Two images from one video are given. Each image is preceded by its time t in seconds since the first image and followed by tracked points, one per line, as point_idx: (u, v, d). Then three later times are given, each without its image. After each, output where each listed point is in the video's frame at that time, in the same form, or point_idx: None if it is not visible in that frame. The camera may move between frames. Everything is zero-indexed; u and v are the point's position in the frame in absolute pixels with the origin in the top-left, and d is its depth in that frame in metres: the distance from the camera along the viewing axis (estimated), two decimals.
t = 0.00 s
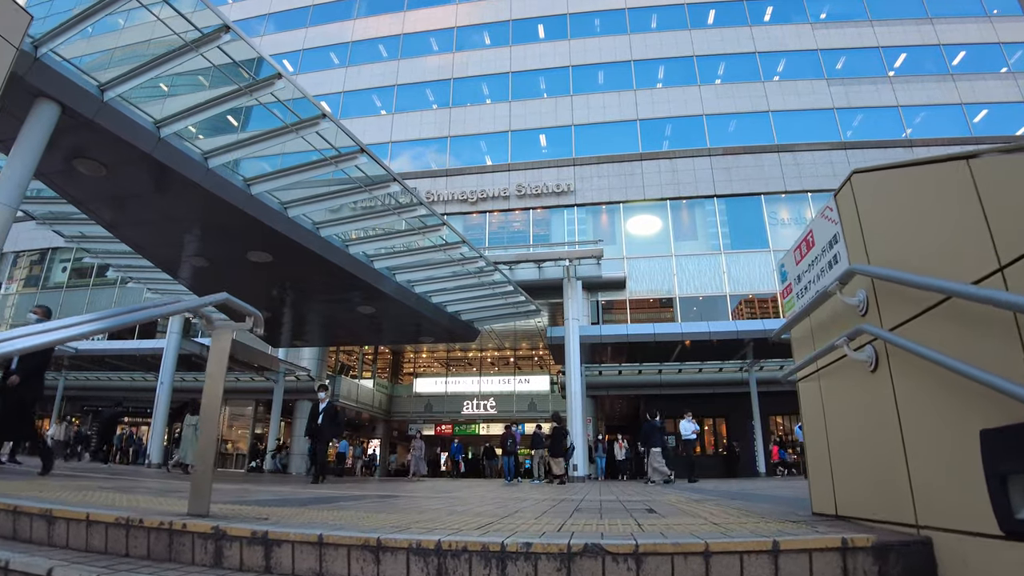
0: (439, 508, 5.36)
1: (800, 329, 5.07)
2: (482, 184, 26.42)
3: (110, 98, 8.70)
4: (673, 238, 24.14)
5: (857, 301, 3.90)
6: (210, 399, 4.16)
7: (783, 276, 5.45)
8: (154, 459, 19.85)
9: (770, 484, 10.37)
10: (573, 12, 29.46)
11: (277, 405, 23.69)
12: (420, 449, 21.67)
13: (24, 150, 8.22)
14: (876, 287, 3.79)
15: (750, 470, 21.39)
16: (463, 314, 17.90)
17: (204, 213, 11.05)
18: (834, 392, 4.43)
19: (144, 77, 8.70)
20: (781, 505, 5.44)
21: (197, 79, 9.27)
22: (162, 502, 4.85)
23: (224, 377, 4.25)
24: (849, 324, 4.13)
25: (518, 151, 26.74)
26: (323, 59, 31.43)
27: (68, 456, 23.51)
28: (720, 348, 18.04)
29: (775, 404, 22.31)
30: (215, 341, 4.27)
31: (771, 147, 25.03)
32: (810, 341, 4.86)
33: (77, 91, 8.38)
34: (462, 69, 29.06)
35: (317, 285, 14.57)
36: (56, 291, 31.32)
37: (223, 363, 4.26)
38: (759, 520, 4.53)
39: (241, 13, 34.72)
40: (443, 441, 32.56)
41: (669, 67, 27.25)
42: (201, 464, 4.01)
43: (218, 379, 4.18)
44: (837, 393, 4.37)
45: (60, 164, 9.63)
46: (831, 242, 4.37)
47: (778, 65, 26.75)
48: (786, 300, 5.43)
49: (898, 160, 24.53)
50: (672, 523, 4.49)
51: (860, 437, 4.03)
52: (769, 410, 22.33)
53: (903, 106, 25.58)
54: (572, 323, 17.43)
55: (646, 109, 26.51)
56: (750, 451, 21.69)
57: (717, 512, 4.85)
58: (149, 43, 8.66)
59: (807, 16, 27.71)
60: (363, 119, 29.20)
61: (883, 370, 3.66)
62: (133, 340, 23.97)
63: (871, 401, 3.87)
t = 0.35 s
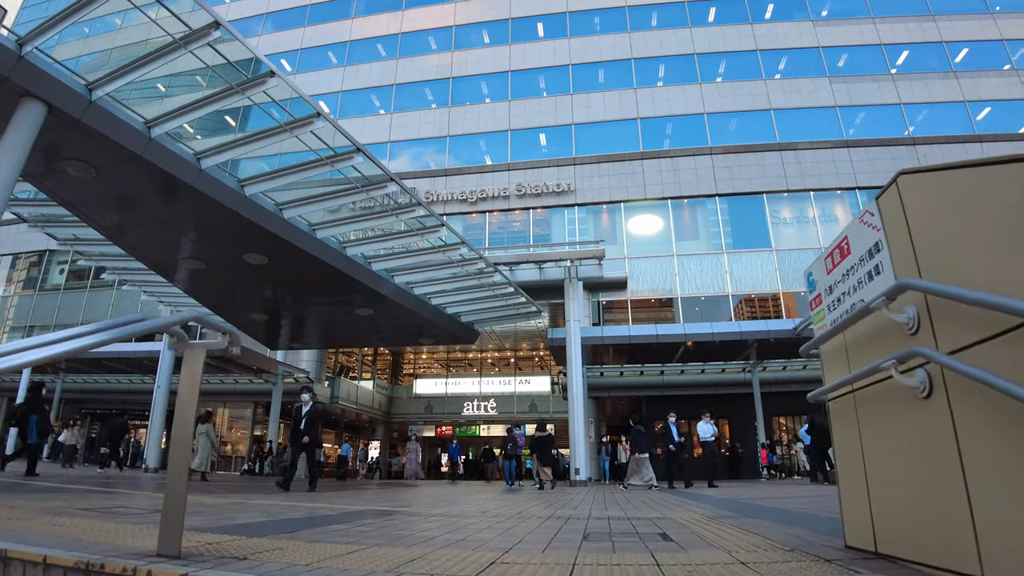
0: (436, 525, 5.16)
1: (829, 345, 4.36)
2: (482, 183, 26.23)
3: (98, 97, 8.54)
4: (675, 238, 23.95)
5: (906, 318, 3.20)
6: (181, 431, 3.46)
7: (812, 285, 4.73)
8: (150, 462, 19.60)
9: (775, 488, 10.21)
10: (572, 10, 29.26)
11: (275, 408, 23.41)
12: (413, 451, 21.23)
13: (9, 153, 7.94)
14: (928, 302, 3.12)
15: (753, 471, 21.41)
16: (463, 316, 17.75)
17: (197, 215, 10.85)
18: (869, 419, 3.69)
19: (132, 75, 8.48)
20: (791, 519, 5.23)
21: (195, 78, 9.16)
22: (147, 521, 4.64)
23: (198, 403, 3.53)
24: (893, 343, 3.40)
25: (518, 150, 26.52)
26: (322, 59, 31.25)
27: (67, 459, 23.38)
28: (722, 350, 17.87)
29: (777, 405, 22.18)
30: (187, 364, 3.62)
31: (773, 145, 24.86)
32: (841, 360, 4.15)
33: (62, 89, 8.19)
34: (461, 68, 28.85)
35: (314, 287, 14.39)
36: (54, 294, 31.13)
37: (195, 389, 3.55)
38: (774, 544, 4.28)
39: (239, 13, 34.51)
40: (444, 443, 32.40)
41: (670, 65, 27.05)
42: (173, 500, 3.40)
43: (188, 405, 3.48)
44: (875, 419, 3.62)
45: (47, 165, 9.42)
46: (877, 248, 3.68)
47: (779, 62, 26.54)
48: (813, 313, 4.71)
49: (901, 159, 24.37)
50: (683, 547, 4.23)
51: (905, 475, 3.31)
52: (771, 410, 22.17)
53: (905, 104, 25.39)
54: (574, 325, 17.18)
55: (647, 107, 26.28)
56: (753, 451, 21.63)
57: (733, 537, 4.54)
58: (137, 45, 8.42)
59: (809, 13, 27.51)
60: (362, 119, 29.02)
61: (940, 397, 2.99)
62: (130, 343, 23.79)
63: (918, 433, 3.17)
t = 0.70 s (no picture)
0: (433, 543, 4.94)
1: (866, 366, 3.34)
2: (484, 184, 26.04)
3: (91, 94, 8.39)
4: (678, 239, 23.74)
5: (971, 338, 2.31)
6: (146, 464, 2.75)
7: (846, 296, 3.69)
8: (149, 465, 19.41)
9: (783, 494, 9.97)
10: (575, 9, 29.06)
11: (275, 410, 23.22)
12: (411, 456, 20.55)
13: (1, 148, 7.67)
14: (1000, 322, 2.22)
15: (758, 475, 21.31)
16: (464, 317, 17.58)
17: (194, 215, 10.69)
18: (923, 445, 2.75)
19: (126, 70, 8.30)
20: (802, 535, 5.02)
21: (195, 79, 9.03)
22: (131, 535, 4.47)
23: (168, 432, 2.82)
24: (954, 372, 2.48)
25: (520, 150, 26.32)
26: (323, 58, 31.13)
27: (66, 461, 23.26)
28: (727, 352, 17.64)
29: (782, 408, 21.94)
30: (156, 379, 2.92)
31: (777, 145, 24.64)
32: (881, 385, 3.15)
33: (52, 85, 8.01)
34: (463, 67, 28.67)
35: (314, 289, 14.21)
36: (54, 294, 30.98)
37: (164, 413, 2.86)
38: (787, 568, 4.06)
39: (240, 12, 34.36)
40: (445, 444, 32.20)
41: (673, 64, 26.82)
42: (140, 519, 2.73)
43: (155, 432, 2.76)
44: (931, 449, 2.68)
45: (41, 164, 9.25)
46: (935, 256, 2.66)
47: (783, 62, 26.31)
48: (846, 329, 3.70)
49: (907, 159, 24.14)
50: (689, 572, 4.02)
51: (969, 529, 2.40)
52: (776, 412, 21.92)
53: (911, 104, 25.15)
54: (578, 327, 16.88)
55: (650, 107, 26.07)
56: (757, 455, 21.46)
57: (745, 562, 4.29)
58: (134, 44, 8.28)
59: (813, 12, 27.28)
60: (363, 119, 28.85)
61: (1018, 438, 2.11)
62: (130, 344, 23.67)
63: (992, 476, 2.26)
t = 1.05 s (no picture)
0: (418, 559, 4.80)
1: (879, 383, 3.03)
2: (481, 184, 25.89)
3: (73, 94, 8.25)
4: (677, 239, 23.60)
5: (1003, 359, 1.93)
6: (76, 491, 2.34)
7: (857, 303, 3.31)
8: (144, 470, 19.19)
9: (782, 500, 9.80)
10: (573, 9, 28.89)
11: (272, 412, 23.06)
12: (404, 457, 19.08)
13: None
14: None
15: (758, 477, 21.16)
16: (460, 320, 17.43)
17: (181, 217, 10.52)
18: (943, 472, 2.48)
19: (110, 68, 8.15)
20: (799, 551, 4.85)
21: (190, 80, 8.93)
22: (103, 552, 4.31)
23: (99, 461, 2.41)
24: (989, 397, 2.07)
25: (517, 150, 26.16)
26: (319, 58, 30.98)
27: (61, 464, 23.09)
28: (726, 354, 17.49)
29: (782, 409, 21.79)
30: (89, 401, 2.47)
31: (776, 145, 24.49)
32: (896, 403, 2.85)
33: (35, 84, 7.87)
34: (460, 67, 28.51)
35: (307, 291, 14.06)
36: (49, 296, 30.81)
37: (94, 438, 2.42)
38: None
39: (236, 12, 34.18)
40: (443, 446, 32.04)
41: (671, 63, 26.67)
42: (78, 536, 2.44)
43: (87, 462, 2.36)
44: (956, 474, 2.37)
45: (24, 165, 9.08)
46: (959, 261, 2.26)
47: (782, 61, 26.16)
48: (858, 340, 3.30)
49: (906, 159, 24.02)
50: None
51: (997, 567, 2.12)
52: (776, 414, 21.77)
53: (910, 103, 25.01)
54: (575, 328, 16.74)
55: (648, 106, 25.92)
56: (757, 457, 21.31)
57: None
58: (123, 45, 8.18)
59: (812, 11, 27.13)
60: (360, 119, 28.69)
61: None
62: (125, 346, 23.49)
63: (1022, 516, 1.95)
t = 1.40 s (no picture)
0: None
1: (898, 416, 2.61)
2: (477, 184, 25.71)
3: (52, 95, 8.01)
4: (674, 240, 23.45)
5: None
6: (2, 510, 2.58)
7: (871, 324, 2.82)
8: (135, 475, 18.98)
9: (779, 506, 9.66)
10: (569, 8, 28.70)
11: (266, 414, 22.85)
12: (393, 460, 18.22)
13: None
14: None
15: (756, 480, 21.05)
16: (455, 322, 17.25)
17: (168, 220, 10.30)
18: (972, 525, 2.12)
19: (92, 69, 8.04)
20: (795, 569, 4.70)
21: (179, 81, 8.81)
22: (75, 569, 4.20)
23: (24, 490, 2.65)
24: None
25: (514, 150, 25.98)
26: (313, 58, 30.77)
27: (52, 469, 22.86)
28: (724, 356, 17.33)
29: (780, 411, 21.65)
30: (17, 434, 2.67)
31: (774, 144, 24.35)
32: (919, 440, 2.44)
33: (13, 85, 7.66)
34: (456, 67, 28.32)
35: (299, 294, 13.89)
36: (42, 298, 30.57)
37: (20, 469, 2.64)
38: None
39: (230, 12, 33.95)
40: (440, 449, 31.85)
41: (668, 63, 26.51)
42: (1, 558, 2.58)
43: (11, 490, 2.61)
44: (993, 526, 2.01)
45: (4, 168, 8.85)
46: (999, 284, 1.84)
47: (779, 60, 26.02)
48: (869, 366, 2.86)
49: (904, 158, 23.91)
50: None
51: None
52: (774, 416, 21.64)
53: (908, 102, 24.89)
54: (570, 331, 16.50)
55: (645, 106, 25.77)
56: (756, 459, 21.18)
57: None
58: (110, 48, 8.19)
59: (809, 10, 26.99)
60: (355, 119, 28.49)
61: None
62: (117, 349, 23.30)
63: None
